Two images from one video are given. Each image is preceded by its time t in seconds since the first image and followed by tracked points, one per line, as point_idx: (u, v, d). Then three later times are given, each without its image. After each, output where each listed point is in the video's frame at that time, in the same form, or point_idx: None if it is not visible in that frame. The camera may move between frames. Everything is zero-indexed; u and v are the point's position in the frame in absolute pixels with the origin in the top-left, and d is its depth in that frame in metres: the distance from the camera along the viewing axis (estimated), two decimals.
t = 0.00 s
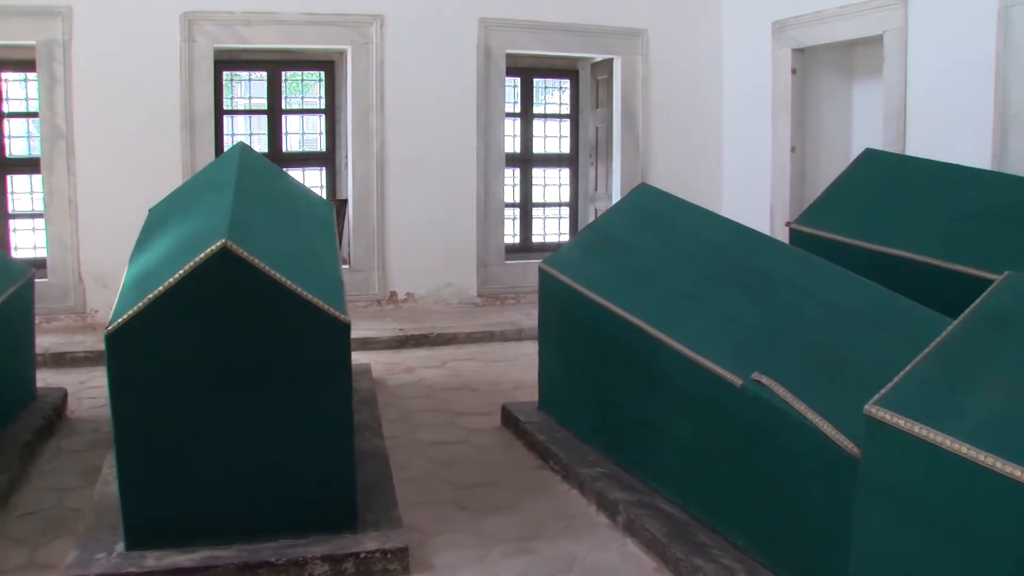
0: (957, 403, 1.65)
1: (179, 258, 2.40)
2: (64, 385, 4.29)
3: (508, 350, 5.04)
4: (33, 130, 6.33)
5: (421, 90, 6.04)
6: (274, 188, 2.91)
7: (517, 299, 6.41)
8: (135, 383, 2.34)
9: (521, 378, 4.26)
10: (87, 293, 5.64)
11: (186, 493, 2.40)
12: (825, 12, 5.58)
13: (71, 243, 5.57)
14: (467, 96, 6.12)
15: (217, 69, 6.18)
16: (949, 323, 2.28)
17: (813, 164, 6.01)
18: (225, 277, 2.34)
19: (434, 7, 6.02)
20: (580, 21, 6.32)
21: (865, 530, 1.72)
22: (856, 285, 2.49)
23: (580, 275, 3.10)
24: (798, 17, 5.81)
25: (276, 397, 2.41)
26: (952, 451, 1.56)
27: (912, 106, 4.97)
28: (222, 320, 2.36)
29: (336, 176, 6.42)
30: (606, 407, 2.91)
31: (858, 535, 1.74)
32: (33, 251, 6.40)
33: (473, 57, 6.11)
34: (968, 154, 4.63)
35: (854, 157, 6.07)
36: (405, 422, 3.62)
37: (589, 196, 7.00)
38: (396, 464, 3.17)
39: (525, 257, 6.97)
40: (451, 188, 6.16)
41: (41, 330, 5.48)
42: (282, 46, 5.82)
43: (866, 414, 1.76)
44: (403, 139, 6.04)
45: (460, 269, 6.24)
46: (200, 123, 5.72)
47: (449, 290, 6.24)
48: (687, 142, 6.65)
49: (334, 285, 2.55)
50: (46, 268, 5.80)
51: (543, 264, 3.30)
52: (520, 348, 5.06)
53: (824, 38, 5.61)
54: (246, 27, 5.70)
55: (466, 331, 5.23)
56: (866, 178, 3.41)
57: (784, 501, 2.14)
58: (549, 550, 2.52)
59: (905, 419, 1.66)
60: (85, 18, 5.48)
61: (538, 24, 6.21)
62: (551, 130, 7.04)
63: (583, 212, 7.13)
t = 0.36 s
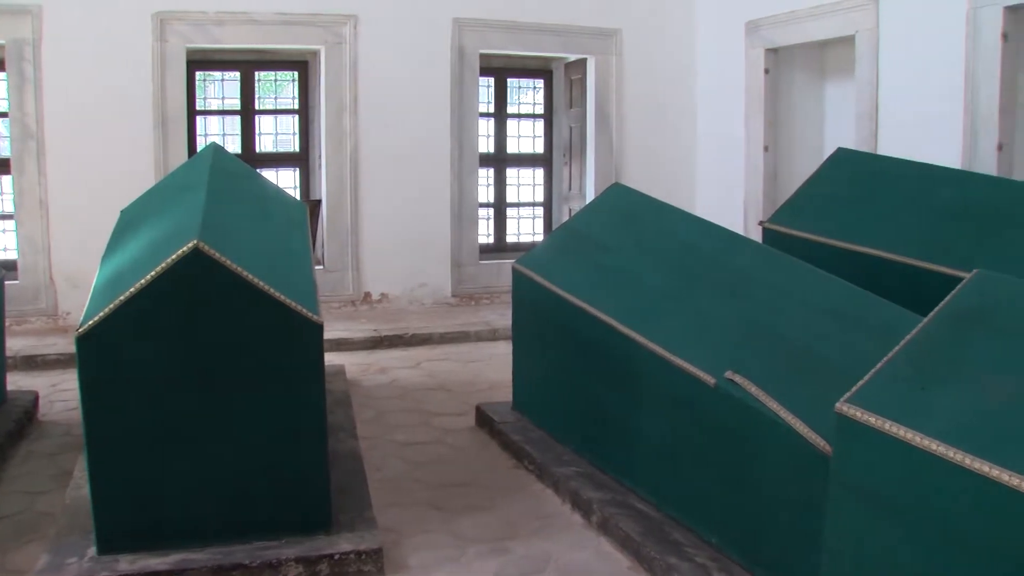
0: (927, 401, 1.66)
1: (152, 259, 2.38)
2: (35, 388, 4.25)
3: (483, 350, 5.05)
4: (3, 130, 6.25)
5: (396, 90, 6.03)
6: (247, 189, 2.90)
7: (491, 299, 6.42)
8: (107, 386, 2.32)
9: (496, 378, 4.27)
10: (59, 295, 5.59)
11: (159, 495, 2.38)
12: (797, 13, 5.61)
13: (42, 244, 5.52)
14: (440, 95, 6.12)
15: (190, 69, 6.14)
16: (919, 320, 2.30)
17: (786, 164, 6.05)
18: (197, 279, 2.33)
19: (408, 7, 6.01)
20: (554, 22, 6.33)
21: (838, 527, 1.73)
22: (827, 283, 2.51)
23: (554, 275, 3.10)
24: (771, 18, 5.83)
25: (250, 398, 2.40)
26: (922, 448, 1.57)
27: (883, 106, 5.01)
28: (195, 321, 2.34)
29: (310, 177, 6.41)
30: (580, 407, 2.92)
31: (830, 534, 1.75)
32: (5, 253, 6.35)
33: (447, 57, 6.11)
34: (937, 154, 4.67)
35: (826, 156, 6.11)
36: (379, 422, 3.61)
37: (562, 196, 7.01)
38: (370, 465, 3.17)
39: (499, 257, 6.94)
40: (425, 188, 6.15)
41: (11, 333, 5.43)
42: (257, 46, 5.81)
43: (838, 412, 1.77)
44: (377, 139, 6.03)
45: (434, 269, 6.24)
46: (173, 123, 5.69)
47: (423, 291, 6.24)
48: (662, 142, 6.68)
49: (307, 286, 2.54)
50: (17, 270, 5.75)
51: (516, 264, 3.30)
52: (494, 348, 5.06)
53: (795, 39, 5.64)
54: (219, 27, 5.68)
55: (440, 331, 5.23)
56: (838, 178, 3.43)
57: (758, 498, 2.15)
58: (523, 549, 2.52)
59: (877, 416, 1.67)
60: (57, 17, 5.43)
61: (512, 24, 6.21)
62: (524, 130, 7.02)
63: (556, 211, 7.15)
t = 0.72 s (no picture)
0: (896, 398, 1.67)
1: (123, 260, 2.37)
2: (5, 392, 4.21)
3: (457, 350, 5.05)
4: None
5: (371, 90, 6.03)
6: (218, 190, 2.90)
7: (465, 299, 6.42)
8: (78, 388, 2.30)
9: (469, 378, 4.27)
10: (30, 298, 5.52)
11: (131, 498, 2.36)
12: (769, 14, 5.65)
13: (12, 246, 5.46)
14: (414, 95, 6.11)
15: (162, 69, 6.09)
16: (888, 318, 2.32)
17: (759, 163, 6.09)
18: (168, 279, 2.32)
19: (381, 7, 6.01)
20: (527, 22, 6.34)
21: (808, 525, 1.74)
22: (797, 280, 2.52)
23: (528, 275, 3.10)
24: (743, 18, 5.86)
25: (222, 399, 2.39)
26: (891, 445, 1.58)
27: (855, 106, 5.05)
28: (166, 322, 2.33)
29: (283, 178, 6.36)
30: (554, 408, 2.92)
31: (800, 531, 1.76)
32: None
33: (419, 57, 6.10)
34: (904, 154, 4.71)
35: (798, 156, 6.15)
36: (353, 423, 3.61)
37: (536, 196, 7.00)
38: (344, 466, 3.16)
39: (474, 257, 6.88)
40: (398, 189, 6.15)
41: None
42: (229, 46, 5.78)
43: (808, 410, 1.77)
44: (351, 140, 6.02)
45: (408, 269, 6.23)
46: (144, 123, 5.65)
47: (397, 291, 6.22)
48: (635, 141, 6.70)
49: (279, 286, 2.54)
50: None
51: (489, 265, 3.30)
52: (468, 348, 5.06)
53: (768, 39, 5.68)
54: (190, 27, 5.65)
55: (414, 332, 5.22)
56: (814, 178, 3.44)
57: (730, 496, 2.16)
58: (498, 549, 2.52)
59: (848, 414, 1.67)
60: (28, 17, 5.37)
61: (484, 24, 6.22)
62: (498, 130, 6.98)
63: (530, 211, 7.14)
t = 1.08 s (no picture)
0: (867, 396, 1.68)
1: (94, 261, 2.35)
2: None
3: (431, 350, 5.05)
4: None
5: (345, 90, 6.01)
6: (189, 191, 2.89)
7: (439, 299, 6.42)
8: (48, 391, 2.29)
9: (443, 378, 4.27)
10: None
11: (103, 501, 2.35)
12: (740, 15, 5.68)
13: None
14: (387, 95, 6.10)
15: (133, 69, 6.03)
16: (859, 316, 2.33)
17: (732, 163, 6.11)
18: (139, 281, 2.31)
19: (354, 7, 5.99)
20: (500, 22, 6.34)
21: (779, 523, 1.75)
22: (770, 279, 2.54)
23: (502, 275, 3.10)
24: (716, 18, 5.89)
25: (194, 401, 2.38)
26: (861, 442, 1.59)
27: (826, 106, 5.09)
28: (137, 324, 2.32)
29: (256, 179, 6.32)
30: (529, 407, 2.93)
31: (771, 529, 1.77)
32: None
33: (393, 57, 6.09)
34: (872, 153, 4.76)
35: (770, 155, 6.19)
36: (326, 424, 3.60)
37: (510, 196, 7.00)
38: (318, 467, 3.16)
39: (448, 257, 6.89)
40: (372, 189, 6.14)
41: None
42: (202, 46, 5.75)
43: (780, 409, 1.78)
44: (325, 140, 6.00)
45: (382, 270, 6.22)
46: (116, 123, 5.61)
47: (371, 292, 6.21)
48: (609, 141, 6.71)
49: (251, 287, 2.53)
50: None
51: (462, 265, 3.30)
52: (442, 348, 5.06)
53: (741, 39, 5.70)
54: (162, 26, 5.62)
55: (388, 333, 5.21)
56: (788, 177, 3.45)
57: (704, 495, 2.17)
58: (472, 549, 2.52)
59: (819, 412, 1.68)
60: None
61: (456, 24, 6.21)
62: (472, 130, 7.01)
63: (504, 211, 7.14)
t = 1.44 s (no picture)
0: (839, 395, 1.69)
1: (64, 263, 2.34)
2: None
3: (405, 350, 5.04)
4: None
5: (320, 91, 6.00)
6: (161, 191, 2.88)
7: (414, 299, 6.42)
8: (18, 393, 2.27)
9: (417, 378, 4.27)
10: None
11: (74, 505, 2.33)
12: (713, 16, 5.71)
13: None
14: (361, 95, 6.09)
15: (105, 69, 5.99)
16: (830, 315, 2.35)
17: (705, 163, 6.14)
18: (110, 282, 2.29)
19: (328, 6, 5.97)
20: (474, 22, 6.34)
21: (750, 522, 1.76)
22: (744, 277, 2.55)
23: (478, 276, 3.10)
24: (689, 18, 5.91)
25: (167, 402, 2.37)
26: (832, 439, 1.61)
27: (797, 106, 5.13)
28: (108, 325, 2.30)
29: (229, 179, 6.30)
30: (504, 407, 2.93)
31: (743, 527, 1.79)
32: None
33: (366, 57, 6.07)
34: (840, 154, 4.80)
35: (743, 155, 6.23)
36: (301, 425, 3.59)
37: (485, 196, 6.99)
38: (293, 468, 3.15)
39: (423, 257, 6.88)
40: (346, 190, 6.12)
41: None
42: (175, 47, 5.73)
43: (752, 408, 1.79)
44: (299, 140, 5.99)
45: (357, 270, 6.21)
46: (88, 124, 5.57)
47: (346, 292, 6.20)
48: (582, 141, 6.72)
49: (223, 288, 2.52)
50: None
51: (437, 265, 3.29)
52: (416, 349, 5.07)
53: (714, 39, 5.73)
54: (134, 26, 5.58)
55: (362, 333, 5.21)
56: (764, 176, 3.46)
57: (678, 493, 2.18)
58: (447, 550, 2.53)
59: (791, 410, 1.69)
60: None
61: (429, 24, 6.21)
62: (446, 130, 6.99)
63: (478, 210, 7.12)
